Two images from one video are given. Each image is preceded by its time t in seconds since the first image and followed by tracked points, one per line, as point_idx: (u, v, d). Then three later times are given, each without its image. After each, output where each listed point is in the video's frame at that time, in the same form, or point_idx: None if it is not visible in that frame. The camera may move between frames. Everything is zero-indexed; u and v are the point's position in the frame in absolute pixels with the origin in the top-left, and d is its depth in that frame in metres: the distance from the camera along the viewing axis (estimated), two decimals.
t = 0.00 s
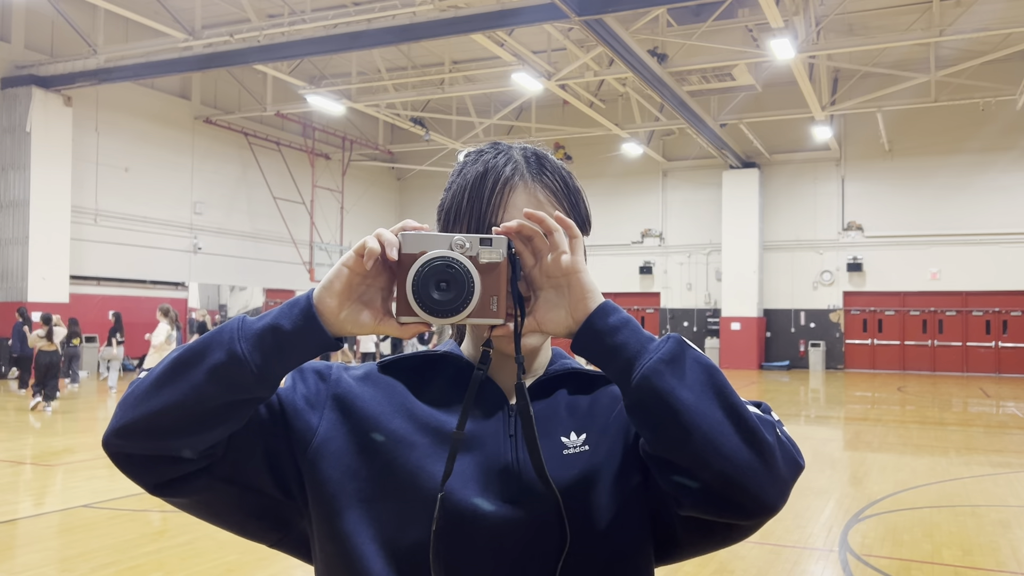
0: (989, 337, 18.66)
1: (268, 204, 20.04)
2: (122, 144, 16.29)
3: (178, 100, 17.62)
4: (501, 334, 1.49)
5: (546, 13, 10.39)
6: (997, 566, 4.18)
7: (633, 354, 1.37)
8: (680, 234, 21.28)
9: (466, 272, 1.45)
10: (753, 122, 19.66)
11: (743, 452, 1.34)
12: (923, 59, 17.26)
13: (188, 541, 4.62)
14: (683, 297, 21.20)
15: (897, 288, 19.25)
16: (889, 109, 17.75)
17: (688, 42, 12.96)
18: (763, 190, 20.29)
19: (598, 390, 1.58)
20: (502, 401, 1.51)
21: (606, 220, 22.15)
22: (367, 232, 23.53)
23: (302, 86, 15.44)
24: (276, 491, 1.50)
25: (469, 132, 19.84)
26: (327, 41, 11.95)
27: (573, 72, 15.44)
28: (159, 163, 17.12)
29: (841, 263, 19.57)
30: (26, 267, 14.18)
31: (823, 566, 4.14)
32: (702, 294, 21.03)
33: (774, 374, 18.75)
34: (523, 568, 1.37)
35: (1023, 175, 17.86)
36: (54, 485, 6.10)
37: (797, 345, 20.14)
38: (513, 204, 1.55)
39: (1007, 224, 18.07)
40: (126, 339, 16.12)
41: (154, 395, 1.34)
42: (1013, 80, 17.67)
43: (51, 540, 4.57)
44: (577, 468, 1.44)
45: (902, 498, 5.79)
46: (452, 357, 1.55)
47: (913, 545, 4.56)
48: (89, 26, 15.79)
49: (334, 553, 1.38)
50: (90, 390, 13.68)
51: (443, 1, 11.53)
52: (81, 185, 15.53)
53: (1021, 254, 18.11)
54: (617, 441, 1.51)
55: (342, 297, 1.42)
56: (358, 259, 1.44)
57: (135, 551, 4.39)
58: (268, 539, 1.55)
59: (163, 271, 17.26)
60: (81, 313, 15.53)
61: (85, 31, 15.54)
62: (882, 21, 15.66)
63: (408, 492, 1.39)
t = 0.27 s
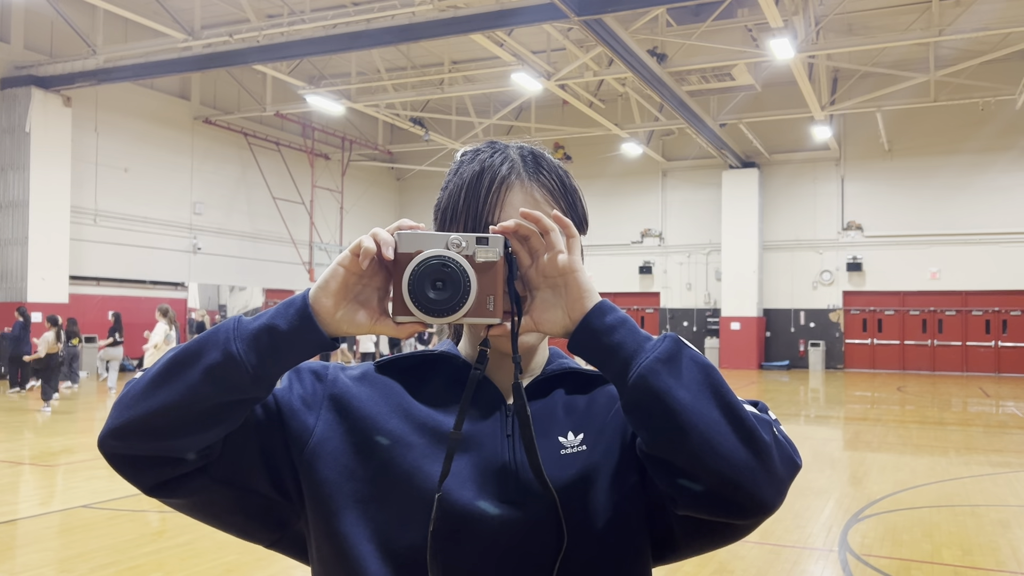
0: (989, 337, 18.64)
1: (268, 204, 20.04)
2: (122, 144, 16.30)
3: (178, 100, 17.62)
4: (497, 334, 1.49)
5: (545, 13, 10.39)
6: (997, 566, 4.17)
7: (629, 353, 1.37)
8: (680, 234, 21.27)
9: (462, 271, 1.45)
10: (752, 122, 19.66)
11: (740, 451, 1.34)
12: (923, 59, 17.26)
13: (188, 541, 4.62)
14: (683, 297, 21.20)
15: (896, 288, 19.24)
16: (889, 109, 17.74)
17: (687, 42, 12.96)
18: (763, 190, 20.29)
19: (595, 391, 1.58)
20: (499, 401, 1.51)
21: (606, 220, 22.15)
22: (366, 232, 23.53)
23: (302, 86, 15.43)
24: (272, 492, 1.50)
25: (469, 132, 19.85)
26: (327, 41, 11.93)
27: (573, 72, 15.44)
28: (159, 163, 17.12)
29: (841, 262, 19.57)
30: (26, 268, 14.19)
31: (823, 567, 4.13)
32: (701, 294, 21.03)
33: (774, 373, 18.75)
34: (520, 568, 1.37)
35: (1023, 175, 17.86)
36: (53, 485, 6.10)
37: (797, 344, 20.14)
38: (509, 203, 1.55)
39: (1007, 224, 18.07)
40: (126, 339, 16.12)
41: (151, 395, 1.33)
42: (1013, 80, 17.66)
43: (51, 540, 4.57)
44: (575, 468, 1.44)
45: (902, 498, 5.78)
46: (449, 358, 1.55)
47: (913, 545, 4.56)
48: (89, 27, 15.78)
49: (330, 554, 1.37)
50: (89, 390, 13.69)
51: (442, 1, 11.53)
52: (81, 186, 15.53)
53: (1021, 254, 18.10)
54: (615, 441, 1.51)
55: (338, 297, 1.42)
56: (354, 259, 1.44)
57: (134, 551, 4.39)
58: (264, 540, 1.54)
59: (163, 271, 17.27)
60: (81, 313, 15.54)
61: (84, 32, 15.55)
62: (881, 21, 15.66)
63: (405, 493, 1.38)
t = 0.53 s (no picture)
0: (989, 336, 18.63)
1: (268, 205, 20.05)
2: (122, 144, 16.30)
3: (178, 100, 17.62)
4: (495, 333, 1.49)
5: (545, 13, 10.38)
6: (997, 566, 4.17)
7: (629, 352, 1.37)
8: (680, 234, 21.28)
9: (461, 270, 1.45)
10: (752, 122, 19.68)
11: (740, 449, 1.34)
12: (922, 58, 17.28)
13: (187, 541, 4.62)
14: (683, 297, 21.20)
15: (896, 288, 19.25)
16: (889, 109, 17.75)
17: (687, 42, 12.96)
18: (763, 190, 20.30)
19: (595, 389, 1.58)
20: (498, 401, 1.51)
21: (605, 220, 22.16)
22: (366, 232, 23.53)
23: (302, 86, 15.43)
24: (270, 493, 1.50)
25: (468, 132, 19.85)
26: (326, 41, 11.93)
27: (573, 72, 15.44)
28: (159, 163, 17.12)
29: (840, 262, 19.58)
30: (26, 268, 14.18)
31: (823, 566, 4.12)
32: (701, 294, 21.03)
33: (774, 374, 18.73)
34: (518, 568, 1.37)
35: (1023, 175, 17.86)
36: (53, 485, 6.10)
37: (797, 344, 20.14)
38: (508, 202, 1.55)
39: (1006, 224, 18.08)
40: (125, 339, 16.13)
41: (148, 394, 1.33)
42: (1012, 80, 17.67)
43: (51, 540, 4.57)
44: (574, 467, 1.44)
45: (902, 498, 5.77)
46: (447, 357, 1.55)
47: (912, 545, 4.56)
48: (88, 27, 15.78)
49: (328, 553, 1.37)
50: (89, 391, 13.70)
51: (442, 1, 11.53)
52: (81, 186, 15.53)
53: (1021, 254, 18.11)
54: (615, 439, 1.51)
55: (336, 296, 1.42)
56: (351, 258, 1.44)
57: (134, 551, 4.40)
58: (262, 540, 1.54)
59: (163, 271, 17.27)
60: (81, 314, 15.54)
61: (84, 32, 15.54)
62: (881, 21, 15.67)
63: (402, 493, 1.39)
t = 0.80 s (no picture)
0: (988, 336, 18.63)
1: (267, 205, 20.05)
2: (121, 144, 16.30)
3: (177, 100, 17.62)
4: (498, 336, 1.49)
5: (545, 12, 10.37)
6: (997, 566, 4.17)
7: (632, 355, 1.37)
8: (679, 234, 21.28)
9: (461, 272, 1.46)
10: (752, 122, 19.68)
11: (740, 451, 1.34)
12: (922, 58, 17.29)
13: (187, 541, 4.62)
14: (683, 297, 21.21)
15: (896, 288, 19.26)
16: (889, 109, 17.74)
17: (687, 42, 12.97)
18: (763, 190, 20.30)
19: (596, 389, 1.58)
20: (499, 399, 1.51)
21: (605, 219, 22.17)
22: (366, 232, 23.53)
23: (301, 86, 15.41)
24: (272, 495, 1.50)
25: (468, 132, 19.83)
26: (326, 41, 11.93)
27: (572, 72, 15.41)
28: (159, 163, 17.12)
29: (840, 262, 19.59)
30: (25, 268, 14.19)
31: (823, 566, 4.12)
32: (701, 294, 21.03)
33: (773, 373, 18.71)
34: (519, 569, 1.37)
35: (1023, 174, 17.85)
36: (54, 485, 6.10)
37: (797, 344, 20.14)
38: (503, 195, 1.55)
39: (1006, 223, 18.07)
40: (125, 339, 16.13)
41: (147, 398, 1.33)
42: (1012, 79, 17.66)
43: (51, 540, 4.57)
44: (576, 466, 1.44)
45: (901, 498, 5.77)
46: (449, 357, 1.55)
47: (912, 544, 4.56)
48: (88, 27, 15.77)
49: (328, 556, 1.38)
50: (88, 391, 13.70)
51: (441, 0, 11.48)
52: (80, 186, 15.53)
53: (1021, 254, 18.10)
54: (618, 440, 1.51)
55: (335, 300, 1.41)
56: (350, 260, 1.44)
57: (134, 551, 4.40)
58: (261, 542, 1.55)
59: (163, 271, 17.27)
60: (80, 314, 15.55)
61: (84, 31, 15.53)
62: (880, 20, 15.68)
63: (401, 496, 1.38)
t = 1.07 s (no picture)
0: (988, 336, 18.63)
1: (267, 205, 20.04)
2: (120, 144, 16.28)
3: (177, 100, 17.62)
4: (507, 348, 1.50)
5: (545, 12, 10.35)
6: (997, 565, 4.17)
7: (639, 370, 1.36)
8: (679, 234, 21.29)
9: (466, 283, 1.44)
10: (752, 121, 19.68)
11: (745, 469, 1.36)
12: (921, 58, 17.32)
13: (185, 542, 4.61)
14: (683, 296, 21.21)
15: (896, 287, 19.26)
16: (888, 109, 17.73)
17: (687, 42, 12.97)
18: (763, 189, 20.31)
19: (599, 389, 1.57)
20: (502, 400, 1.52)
21: (605, 219, 22.17)
22: (366, 231, 23.54)
23: (301, 86, 15.38)
24: (272, 502, 1.50)
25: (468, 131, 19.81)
26: (325, 41, 11.92)
27: (572, 72, 15.39)
28: (158, 163, 17.12)
29: (840, 262, 19.59)
30: (25, 268, 14.19)
31: (823, 567, 4.11)
32: (701, 293, 21.04)
33: (773, 373, 18.69)
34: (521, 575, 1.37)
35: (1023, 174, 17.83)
36: (54, 485, 6.10)
37: (796, 344, 20.14)
38: (485, 183, 1.56)
39: (1006, 223, 18.06)
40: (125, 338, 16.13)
41: (145, 415, 1.32)
42: (1011, 79, 17.66)
43: (51, 540, 4.57)
44: (579, 470, 1.44)
45: (901, 498, 5.76)
46: (452, 358, 1.56)
47: (912, 544, 4.56)
48: (88, 27, 15.76)
49: (332, 567, 1.38)
50: (88, 391, 13.70)
51: None
52: (80, 186, 15.52)
53: (1020, 254, 18.09)
54: (621, 445, 1.51)
55: (338, 311, 1.40)
56: (352, 270, 1.43)
57: (134, 551, 4.39)
58: (264, 548, 1.55)
59: (163, 271, 17.27)
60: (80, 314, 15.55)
61: (83, 31, 15.52)
62: (880, 20, 15.68)
63: (404, 508, 1.38)
